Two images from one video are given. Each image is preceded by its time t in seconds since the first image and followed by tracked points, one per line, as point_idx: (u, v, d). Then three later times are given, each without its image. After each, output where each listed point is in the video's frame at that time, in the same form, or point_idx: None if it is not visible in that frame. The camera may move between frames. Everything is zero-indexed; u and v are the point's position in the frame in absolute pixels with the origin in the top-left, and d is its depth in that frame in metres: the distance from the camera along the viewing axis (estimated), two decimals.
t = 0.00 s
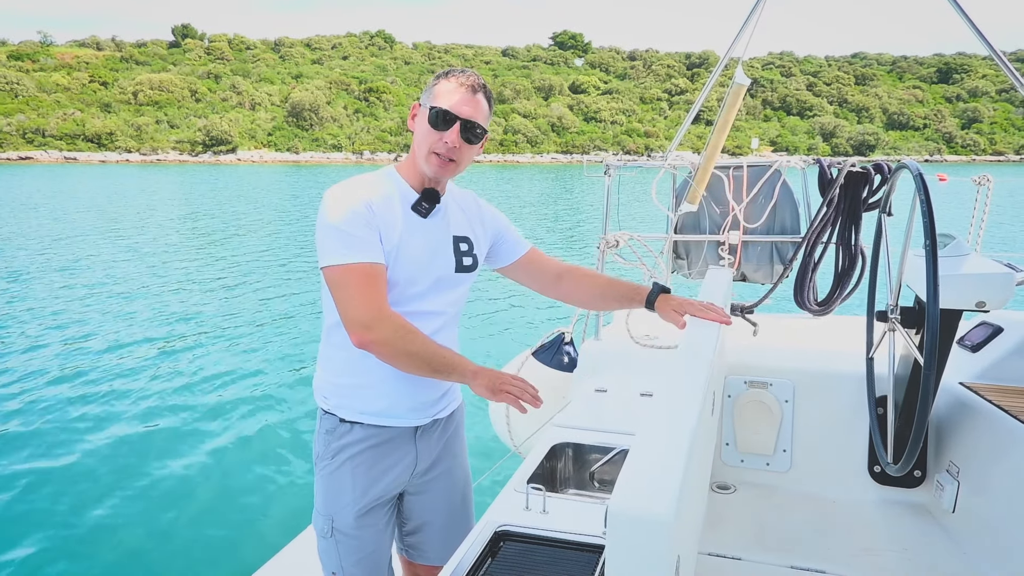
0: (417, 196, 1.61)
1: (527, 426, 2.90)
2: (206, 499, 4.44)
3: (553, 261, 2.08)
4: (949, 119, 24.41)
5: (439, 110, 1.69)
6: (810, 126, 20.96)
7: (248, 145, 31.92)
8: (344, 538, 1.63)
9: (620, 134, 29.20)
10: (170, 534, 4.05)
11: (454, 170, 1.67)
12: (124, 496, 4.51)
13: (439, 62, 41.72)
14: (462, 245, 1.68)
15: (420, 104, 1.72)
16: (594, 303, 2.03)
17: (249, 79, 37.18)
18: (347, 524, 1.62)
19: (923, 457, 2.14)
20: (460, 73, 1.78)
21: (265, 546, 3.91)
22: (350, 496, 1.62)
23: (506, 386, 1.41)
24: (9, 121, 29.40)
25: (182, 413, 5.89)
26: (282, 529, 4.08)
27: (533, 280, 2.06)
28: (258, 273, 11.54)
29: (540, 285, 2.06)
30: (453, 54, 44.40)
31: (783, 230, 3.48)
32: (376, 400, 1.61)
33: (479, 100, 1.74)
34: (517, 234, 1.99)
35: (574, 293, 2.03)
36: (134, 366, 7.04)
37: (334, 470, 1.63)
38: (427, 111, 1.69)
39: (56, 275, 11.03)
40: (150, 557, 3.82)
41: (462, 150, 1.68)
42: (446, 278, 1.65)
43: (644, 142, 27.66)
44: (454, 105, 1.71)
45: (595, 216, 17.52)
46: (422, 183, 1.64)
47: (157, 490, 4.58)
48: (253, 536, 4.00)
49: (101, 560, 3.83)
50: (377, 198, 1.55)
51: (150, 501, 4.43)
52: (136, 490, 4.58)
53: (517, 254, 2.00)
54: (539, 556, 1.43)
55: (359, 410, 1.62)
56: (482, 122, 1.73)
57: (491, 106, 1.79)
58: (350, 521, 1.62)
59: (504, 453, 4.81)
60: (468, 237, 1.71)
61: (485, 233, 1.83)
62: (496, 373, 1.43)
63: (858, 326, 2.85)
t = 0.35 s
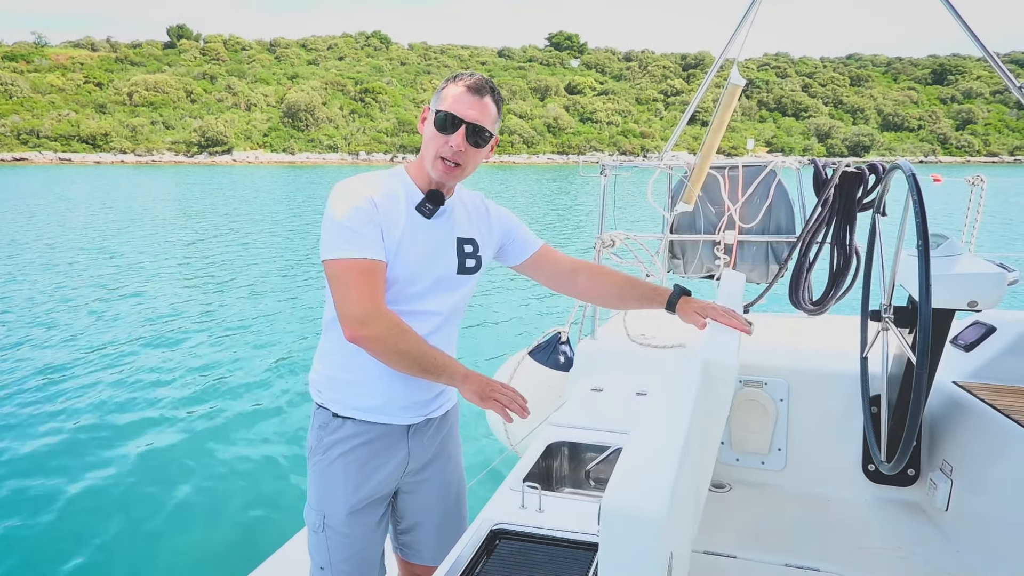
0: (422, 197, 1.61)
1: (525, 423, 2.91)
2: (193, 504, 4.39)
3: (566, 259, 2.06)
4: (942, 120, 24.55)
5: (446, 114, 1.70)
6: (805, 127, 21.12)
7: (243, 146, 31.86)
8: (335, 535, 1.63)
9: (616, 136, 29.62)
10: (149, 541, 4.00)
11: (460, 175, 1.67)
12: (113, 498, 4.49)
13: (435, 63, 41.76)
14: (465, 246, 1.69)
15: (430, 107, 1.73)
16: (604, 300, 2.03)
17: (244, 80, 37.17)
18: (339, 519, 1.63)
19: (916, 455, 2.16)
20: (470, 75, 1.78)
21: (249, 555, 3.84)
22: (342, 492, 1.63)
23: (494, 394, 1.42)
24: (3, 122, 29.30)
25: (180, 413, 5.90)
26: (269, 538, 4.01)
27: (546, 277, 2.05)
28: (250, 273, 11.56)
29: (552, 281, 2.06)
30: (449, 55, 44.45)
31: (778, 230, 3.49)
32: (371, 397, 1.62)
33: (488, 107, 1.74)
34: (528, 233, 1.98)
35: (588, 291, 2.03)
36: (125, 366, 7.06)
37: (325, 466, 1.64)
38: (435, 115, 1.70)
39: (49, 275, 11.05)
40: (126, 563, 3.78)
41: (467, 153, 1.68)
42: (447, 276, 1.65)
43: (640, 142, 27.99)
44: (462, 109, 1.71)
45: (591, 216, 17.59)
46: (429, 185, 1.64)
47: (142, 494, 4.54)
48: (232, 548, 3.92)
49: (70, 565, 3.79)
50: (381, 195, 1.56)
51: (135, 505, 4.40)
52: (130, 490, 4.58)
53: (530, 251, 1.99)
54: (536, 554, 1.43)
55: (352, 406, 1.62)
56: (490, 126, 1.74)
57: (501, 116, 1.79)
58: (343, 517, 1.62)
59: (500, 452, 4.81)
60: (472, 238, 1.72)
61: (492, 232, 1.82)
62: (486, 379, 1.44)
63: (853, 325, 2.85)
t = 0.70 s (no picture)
0: (421, 199, 1.61)
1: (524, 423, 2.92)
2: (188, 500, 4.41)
3: (568, 259, 2.06)
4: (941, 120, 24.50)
5: (443, 114, 1.70)
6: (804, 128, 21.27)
7: (241, 146, 31.82)
8: (331, 534, 1.64)
9: (615, 135, 28.77)
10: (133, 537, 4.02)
11: (460, 174, 1.67)
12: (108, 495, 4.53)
13: (433, 63, 41.69)
14: (464, 247, 1.69)
15: (428, 106, 1.74)
16: (603, 301, 2.03)
17: (242, 80, 37.13)
18: (335, 518, 1.63)
19: (914, 455, 2.16)
20: (466, 73, 1.78)
21: (240, 553, 3.83)
22: (338, 492, 1.63)
23: (491, 397, 1.42)
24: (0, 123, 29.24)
25: (177, 412, 5.93)
26: (261, 536, 3.99)
27: (547, 277, 2.04)
28: (246, 273, 11.58)
29: (554, 281, 2.05)
30: (447, 55, 44.38)
31: (776, 229, 3.49)
32: (368, 397, 1.62)
33: (487, 105, 1.74)
34: (531, 235, 1.98)
35: (590, 292, 2.03)
36: (118, 365, 7.08)
37: (322, 466, 1.64)
38: (433, 116, 1.71)
39: (46, 275, 11.07)
40: (109, 561, 3.81)
41: (465, 153, 1.68)
42: (445, 277, 1.65)
43: (638, 142, 27.02)
44: (459, 108, 1.71)
45: (590, 216, 17.59)
46: (429, 186, 1.65)
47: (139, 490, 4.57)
48: (216, 546, 3.89)
49: (46, 561, 3.84)
50: (379, 197, 1.56)
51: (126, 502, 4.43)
52: (127, 489, 4.59)
53: (532, 252, 1.99)
54: (533, 554, 1.43)
55: (349, 406, 1.62)
56: (488, 124, 1.74)
57: (500, 115, 1.79)
58: (339, 517, 1.62)
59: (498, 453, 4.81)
60: (472, 240, 1.72)
61: (492, 233, 1.82)
62: (483, 383, 1.44)
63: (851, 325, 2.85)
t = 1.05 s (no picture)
0: (414, 200, 1.60)
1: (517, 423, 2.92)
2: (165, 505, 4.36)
3: (562, 259, 2.05)
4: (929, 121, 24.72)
5: (435, 115, 1.69)
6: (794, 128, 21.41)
7: (232, 145, 31.66)
8: (323, 536, 1.63)
9: (606, 135, 29.62)
10: (105, 543, 3.98)
11: (453, 174, 1.66)
12: (94, 496, 4.52)
13: (425, 63, 41.60)
14: (458, 247, 1.68)
15: (421, 107, 1.73)
16: (597, 300, 2.03)
17: (232, 79, 36.96)
18: (327, 520, 1.62)
19: (907, 454, 2.17)
20: (457, 73, 1.77)
21: (214, 560, 3.77)
22: (329, 495, 1.62)
23: (484, 399, 1.41)
24: None
25: (162, 411, 5.92)
26: (236, 544, 3.93)
27: (542, 277, 2.04)
28: (232, 273, 11.52)
29: (547, 281, 2.05)
30: (439, 54, 44.27)
31: (770, 229, 3.50)
32: (360, 398, 1.61)
33: (480, 106, 1.73)
34: (525, 234, 1.98)
35: (585, 292, 2.02)
36: (102, 365, 7.05)
37: (314, 467, 1.63)
38: (425, 116, 1.69)
39: (30, 275, 10.98)
40: (98, 563, 3.79)
41: (459, 153, 1.67)
42: (438, 277, 1.64)
43: (630, 143, 27.90)
44: (452, 109, 1.70)
45: (581, 216, 17.62)
46: (421, 187, 1.64)
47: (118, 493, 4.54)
48: (186, 555, 3.82)
49: (13, 562, 3.83)
50: (372, 197, 1.55)
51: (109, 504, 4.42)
52: (117, 490, 4.57)
53: (527, 252, 1.98)
54: (526, 554, 1.43)
55: (341, 407, 1.61)
56: (481, 125, 1.73)
57: (493, 115, 1.78)
58: (331, 519, 1.62)
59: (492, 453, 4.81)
60: (466, 239, 1.71)
61: (486, 234, 1.81)
62: (475, 385, 1.42)
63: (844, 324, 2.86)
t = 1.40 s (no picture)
0: (406, 195, 1.59)
1: (513, 422, 2.92)
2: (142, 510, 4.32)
3: (560, 254, 2.04)
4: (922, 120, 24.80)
5: (425, 104, 1.69)
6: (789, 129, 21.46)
7: (226, 144, 31.53)
8: (321, 538, 1.63)
9: (602, 134, 29.53)
10: (74, 548, 3.95)
11: (444, 163, 1.65)
12: (87, 497, 4.52)
13: (420, 62, 41.48)
14: (453, 243, 1.67)
15: (411, 97, 1.72)
16: (593, 298, 2.02)
17: (226, 78, 36.86)
18: (325, 521, 1.62)
19: (903, 454, 2.17)
20: (443, 64, 1.78)
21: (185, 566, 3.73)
22: (328, 497, 1.62)
23: (478, 396, 1.39)
24: None
25: (153, 411, 5.91)
26: (209, 551, 3.87)
27: (539, 273, 2.03)
28: (224, 272, 11.49)
29: (545, 277, 2.04)
30: (435, 52, 44.15)
31: (765, 228, 3.50)
32: (353, 400, 1.60)
33: (469, 93, 1.74)
34: (521, 230, 1.97)
35: (582, 288, 2.02)
36: (91, 364, 7.03)
37: (313, 468, 1.62)
38: (414, 106, 1.69)
39: (21, 274, 10.94)
40: (92, 565, 3.79)
41: (449, 139, 1.66)
42: (432, 275, 1.63)
43: (625, 141, 27.87)
44: (440, 97, 1.70)
45: (578, 215, 17.66)
46: (413, 181, 1.63)
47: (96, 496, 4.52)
48: (156, 562, 3.78)
49: None
50: (363, 196, 1.54)
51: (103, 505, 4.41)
52: (111, 492, 4.56)
53: (525, 245, 1.97)
54: (522, 555, 1.42)
55: (338, 408, 1.61)
56: (470, 112, 1.73)
57: (481, 103, 1.79)
58: (329, 520, 1.61)
59: (488, 453, 4.81)
60: (461, 236, 1.70)
61: (481, 230, 1.80)
62: (469, 382, 1.41)
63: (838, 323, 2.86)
